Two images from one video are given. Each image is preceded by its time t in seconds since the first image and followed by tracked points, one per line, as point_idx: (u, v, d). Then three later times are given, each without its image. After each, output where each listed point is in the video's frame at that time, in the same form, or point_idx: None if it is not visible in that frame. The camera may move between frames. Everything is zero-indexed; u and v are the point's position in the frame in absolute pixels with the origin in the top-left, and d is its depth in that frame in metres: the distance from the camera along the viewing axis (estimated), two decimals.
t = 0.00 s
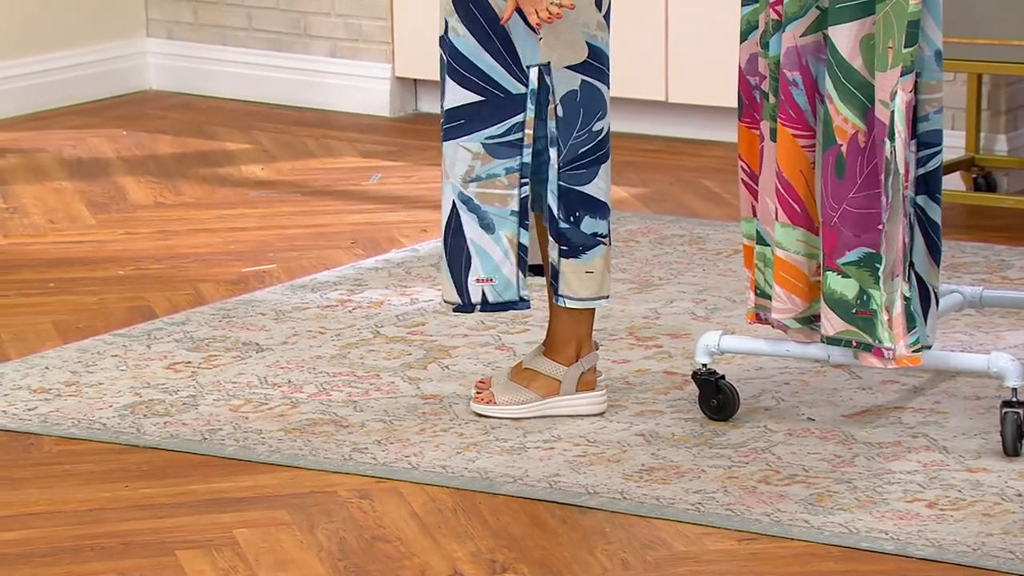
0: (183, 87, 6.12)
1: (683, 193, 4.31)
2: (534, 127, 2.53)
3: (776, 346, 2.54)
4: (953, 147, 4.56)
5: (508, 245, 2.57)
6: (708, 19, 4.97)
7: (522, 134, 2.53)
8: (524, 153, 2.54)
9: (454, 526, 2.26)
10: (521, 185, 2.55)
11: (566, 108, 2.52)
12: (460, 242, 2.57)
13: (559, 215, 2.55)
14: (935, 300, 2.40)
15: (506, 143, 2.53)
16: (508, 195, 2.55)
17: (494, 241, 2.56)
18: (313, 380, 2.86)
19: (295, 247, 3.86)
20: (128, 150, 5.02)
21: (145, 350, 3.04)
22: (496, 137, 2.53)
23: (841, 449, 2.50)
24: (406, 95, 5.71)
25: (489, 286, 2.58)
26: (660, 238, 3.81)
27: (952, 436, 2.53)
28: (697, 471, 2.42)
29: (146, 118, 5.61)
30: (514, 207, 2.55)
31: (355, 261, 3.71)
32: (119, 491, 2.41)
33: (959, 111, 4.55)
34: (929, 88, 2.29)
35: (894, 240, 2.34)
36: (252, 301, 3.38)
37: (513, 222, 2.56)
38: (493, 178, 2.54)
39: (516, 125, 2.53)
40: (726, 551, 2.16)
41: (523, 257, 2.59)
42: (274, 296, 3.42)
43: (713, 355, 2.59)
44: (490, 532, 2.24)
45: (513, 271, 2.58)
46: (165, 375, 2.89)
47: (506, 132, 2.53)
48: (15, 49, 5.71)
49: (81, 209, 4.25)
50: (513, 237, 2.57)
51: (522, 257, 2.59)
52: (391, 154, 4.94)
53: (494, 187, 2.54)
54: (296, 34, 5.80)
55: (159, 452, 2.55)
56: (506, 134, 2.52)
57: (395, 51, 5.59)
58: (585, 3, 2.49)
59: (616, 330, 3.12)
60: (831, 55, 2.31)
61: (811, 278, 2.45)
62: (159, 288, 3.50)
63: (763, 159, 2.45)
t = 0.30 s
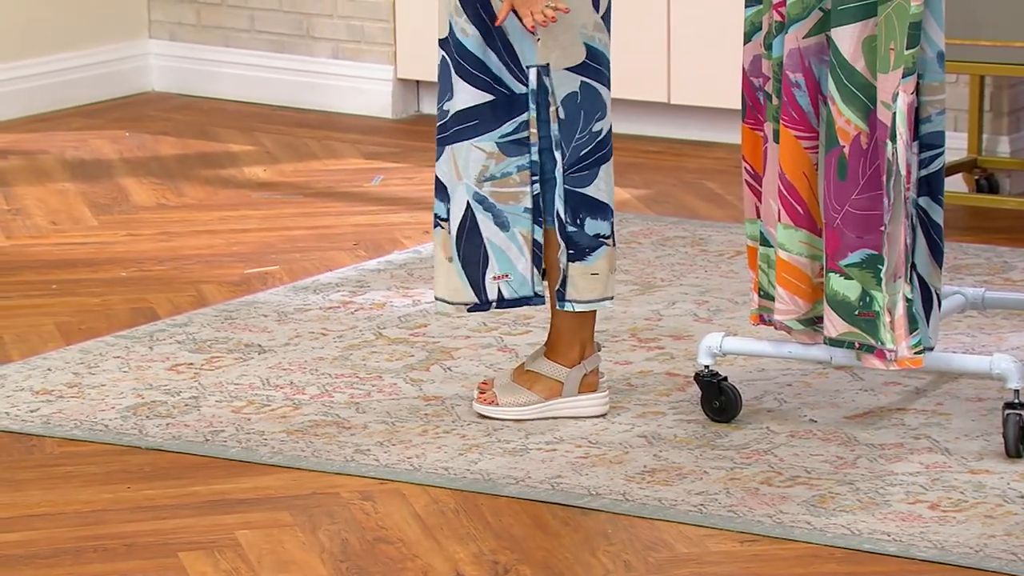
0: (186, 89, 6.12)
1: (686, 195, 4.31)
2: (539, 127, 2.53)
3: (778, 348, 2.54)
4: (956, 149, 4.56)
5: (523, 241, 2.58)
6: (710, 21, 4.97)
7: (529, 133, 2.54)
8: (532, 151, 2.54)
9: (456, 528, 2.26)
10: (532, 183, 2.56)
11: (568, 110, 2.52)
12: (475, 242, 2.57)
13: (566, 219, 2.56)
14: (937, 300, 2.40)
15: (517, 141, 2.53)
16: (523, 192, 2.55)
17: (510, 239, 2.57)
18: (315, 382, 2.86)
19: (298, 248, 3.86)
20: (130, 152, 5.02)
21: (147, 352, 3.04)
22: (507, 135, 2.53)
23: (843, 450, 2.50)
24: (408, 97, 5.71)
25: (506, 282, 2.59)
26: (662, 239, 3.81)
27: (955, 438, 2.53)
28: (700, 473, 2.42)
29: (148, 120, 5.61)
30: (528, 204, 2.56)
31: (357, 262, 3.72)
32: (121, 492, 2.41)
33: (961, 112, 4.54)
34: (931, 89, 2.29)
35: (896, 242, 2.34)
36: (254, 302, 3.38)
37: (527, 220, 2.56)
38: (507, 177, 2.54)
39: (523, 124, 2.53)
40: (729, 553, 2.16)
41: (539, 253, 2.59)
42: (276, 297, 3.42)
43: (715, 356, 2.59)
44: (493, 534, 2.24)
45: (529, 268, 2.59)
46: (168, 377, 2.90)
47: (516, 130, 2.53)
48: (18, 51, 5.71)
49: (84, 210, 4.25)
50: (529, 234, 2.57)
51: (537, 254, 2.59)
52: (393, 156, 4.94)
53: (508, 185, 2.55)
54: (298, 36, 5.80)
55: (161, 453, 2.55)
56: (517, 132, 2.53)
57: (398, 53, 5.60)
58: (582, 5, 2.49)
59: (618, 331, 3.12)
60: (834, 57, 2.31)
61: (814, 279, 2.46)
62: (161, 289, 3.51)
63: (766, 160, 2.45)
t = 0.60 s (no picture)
0: (188, 90, 6.13)
1: (688, 196, 4.31)
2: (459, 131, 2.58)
3: (780, 349, 2.54)
4: (957, 150, 4.56)
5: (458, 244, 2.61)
6: (712, 22, 4.98)
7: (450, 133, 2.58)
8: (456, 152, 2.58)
9: (458, 529, 2.26)
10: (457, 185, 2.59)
11: (500, 115, 2.53)
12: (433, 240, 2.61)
13: (523, 223, 2.56)
14: (938, 301, 2.41)
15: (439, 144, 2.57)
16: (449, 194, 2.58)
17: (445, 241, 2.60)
18: (318, 383, 2.86)
19: (300, 249, 3.86)
20: (133, 153, 5.02)
21: (149, 353, 3.05)
22: (432, 139, 2.56)
23: (845, 451, 2.50)
24: (410, 98, 5.71)
25: (462, 283, 2.61)
26: (664, 240, 3.81)
27: (957, 439, 2.53)
28: (701, 474, 2.42)
29: (150, 121, 5.61)
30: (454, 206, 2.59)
31: (359, 263, 3.72)
32: (123, 493, 2.41)
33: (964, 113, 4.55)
34: (934, 90, 2.30)
35: (898, 243, 2.34)
36: (256, 303, 3.38)
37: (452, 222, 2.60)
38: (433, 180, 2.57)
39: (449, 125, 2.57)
40: (731, 554, 2.16)
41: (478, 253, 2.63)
42: (278, 298, 3.42)
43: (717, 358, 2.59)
44: (494, 535, 2.24)
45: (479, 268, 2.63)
46: (170, 377, 2.90)
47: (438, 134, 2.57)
48: (21, 52, 5.71)
49: (86, 211, 4.26)
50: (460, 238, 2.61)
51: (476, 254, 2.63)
52: (395, 157, 4.94)
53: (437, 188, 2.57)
54: (300, 37, 5.80)
55: (163, 454, 2.55)
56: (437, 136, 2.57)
57: (400, 54, 5.60)
58: (523, 15, 2.50)
59: (620, 332, 3.12)
60: (836, 58, 2.31)
61: (818, 280, 2.45)
62: (163, 290, 3.51)
63: (769, 160, 2.45)
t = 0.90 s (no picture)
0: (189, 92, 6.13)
1: (689, 197, 4.31)
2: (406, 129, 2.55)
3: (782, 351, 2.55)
4: (959, 152, 4.56)
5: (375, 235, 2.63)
6: (715, 24, 4.98)
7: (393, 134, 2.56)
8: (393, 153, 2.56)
9: (460, 531, 2.26)
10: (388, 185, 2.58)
11: (432, 118, 2.52)
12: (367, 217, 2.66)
13: (448, 226, 2.55)
14: (940, 304, 2.41)
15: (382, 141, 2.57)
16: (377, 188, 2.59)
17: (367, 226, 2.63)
18: (319, 385, 2.86)
19: (302, 251, 3.86)
20: (135, 155, 5.02)
21: (151, 355, 3.05)
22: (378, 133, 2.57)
23: (847, 453, 2.50)
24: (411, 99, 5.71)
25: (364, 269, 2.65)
26: (665, 242, 3.80)
27: (959, 441, 2.53)
28: (703, 476, 2.42)
29: (152, 122, 5.61)
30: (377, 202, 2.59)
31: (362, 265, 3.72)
32: (124, 495, 2.41)
33: (966, 115, 4.54)
34: (936, 92, 2.30)
35: (901, 244, 2.34)
36: (258, 305, 3.38)
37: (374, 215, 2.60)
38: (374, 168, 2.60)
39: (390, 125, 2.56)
40: (732, 556, 2.16)
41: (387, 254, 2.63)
42: (280, 300, 3.42)
43: (719, 359, 2.59)
44: (495, 537, 2.24)
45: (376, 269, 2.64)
46: (171, 379, 2.90)
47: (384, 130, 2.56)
48: (23, 54, 5.71)
49: (88, 213, 4.25)
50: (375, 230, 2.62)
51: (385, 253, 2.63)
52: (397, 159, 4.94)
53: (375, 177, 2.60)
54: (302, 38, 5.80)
55: (165, 456, 2.55)
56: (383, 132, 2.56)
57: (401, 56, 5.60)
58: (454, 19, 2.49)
59: (622, 334, 3.12)
60: (838, 59, 2.31)
61: (819, 281, 2.45)
62: (165, 292, 3.51)
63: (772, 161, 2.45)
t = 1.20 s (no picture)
0: (191, 94, 6.14)
1: (691, 199, 4.31)
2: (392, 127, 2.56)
3: (784, 352, 2.54)
4: (961, 154, 4.56)
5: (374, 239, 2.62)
6: (716, 25, 4.98)
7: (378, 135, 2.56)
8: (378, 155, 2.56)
9: (462, 532, 2.26)
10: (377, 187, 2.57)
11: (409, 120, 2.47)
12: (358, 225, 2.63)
13: (430, 230, 2.50)
14: (943, 305, 2.39)
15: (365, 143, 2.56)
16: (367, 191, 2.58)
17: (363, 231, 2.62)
18: (321, 386, 2.86)
19: (303, 253, 3.86)
20: (136, 156, 5.02)
21: (152, 356, 3.05)
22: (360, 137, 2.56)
23: (849, 454, 2.50)
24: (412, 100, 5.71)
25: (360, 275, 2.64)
26: (667, 244, 3.81)
27: (960, 442, 2.53)
28: (705, 477, 2.42)
29: (153, 124, 5.61)
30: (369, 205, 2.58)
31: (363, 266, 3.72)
32: (126, 496, 2.41)
33: (968, 117, 4.55)
34: (938, 93, 2.29)
35: (903, 245, 2.34)
36: (260, 306, 3.38)
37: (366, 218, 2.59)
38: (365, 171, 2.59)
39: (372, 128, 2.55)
40: (734, 557, 2.16)
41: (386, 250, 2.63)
42: (281, 301, 3.42)
43: (720, 360, 2.59)
44: (497, 538, 2.24)
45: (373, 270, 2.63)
46: (173, 381, 2.90)
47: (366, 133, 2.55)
48: (24, 55, 5.71)
49: (89, 215, 4.25)
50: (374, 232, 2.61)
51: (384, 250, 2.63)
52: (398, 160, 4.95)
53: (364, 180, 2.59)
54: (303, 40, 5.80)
55: (167, 457, 2.55)
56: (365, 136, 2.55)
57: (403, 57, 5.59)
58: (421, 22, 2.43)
59: (624, 335, 3.12)
60: (839, 61, 2.31)
61: (822, 282, 2.45)
62: (167, 293, 3.51)
63: (775, 163, 2.46)
